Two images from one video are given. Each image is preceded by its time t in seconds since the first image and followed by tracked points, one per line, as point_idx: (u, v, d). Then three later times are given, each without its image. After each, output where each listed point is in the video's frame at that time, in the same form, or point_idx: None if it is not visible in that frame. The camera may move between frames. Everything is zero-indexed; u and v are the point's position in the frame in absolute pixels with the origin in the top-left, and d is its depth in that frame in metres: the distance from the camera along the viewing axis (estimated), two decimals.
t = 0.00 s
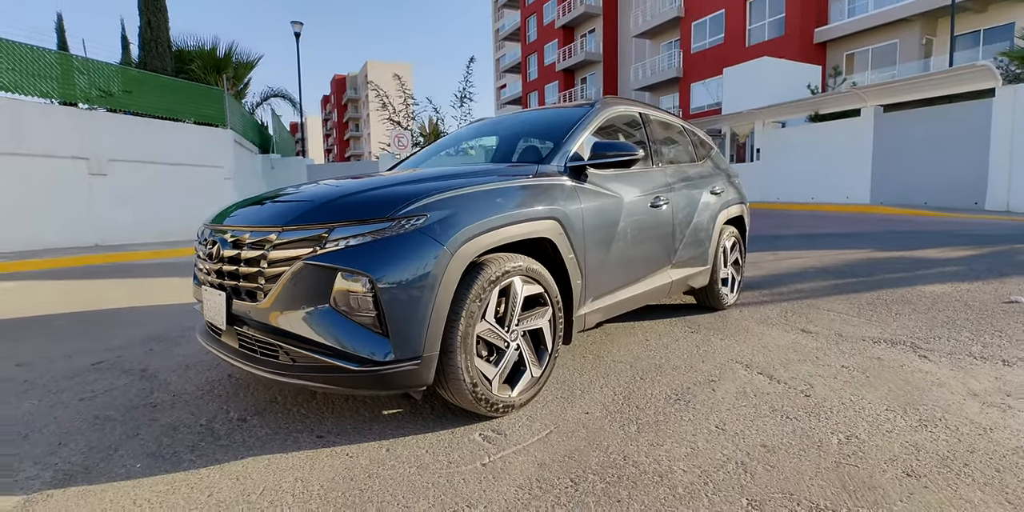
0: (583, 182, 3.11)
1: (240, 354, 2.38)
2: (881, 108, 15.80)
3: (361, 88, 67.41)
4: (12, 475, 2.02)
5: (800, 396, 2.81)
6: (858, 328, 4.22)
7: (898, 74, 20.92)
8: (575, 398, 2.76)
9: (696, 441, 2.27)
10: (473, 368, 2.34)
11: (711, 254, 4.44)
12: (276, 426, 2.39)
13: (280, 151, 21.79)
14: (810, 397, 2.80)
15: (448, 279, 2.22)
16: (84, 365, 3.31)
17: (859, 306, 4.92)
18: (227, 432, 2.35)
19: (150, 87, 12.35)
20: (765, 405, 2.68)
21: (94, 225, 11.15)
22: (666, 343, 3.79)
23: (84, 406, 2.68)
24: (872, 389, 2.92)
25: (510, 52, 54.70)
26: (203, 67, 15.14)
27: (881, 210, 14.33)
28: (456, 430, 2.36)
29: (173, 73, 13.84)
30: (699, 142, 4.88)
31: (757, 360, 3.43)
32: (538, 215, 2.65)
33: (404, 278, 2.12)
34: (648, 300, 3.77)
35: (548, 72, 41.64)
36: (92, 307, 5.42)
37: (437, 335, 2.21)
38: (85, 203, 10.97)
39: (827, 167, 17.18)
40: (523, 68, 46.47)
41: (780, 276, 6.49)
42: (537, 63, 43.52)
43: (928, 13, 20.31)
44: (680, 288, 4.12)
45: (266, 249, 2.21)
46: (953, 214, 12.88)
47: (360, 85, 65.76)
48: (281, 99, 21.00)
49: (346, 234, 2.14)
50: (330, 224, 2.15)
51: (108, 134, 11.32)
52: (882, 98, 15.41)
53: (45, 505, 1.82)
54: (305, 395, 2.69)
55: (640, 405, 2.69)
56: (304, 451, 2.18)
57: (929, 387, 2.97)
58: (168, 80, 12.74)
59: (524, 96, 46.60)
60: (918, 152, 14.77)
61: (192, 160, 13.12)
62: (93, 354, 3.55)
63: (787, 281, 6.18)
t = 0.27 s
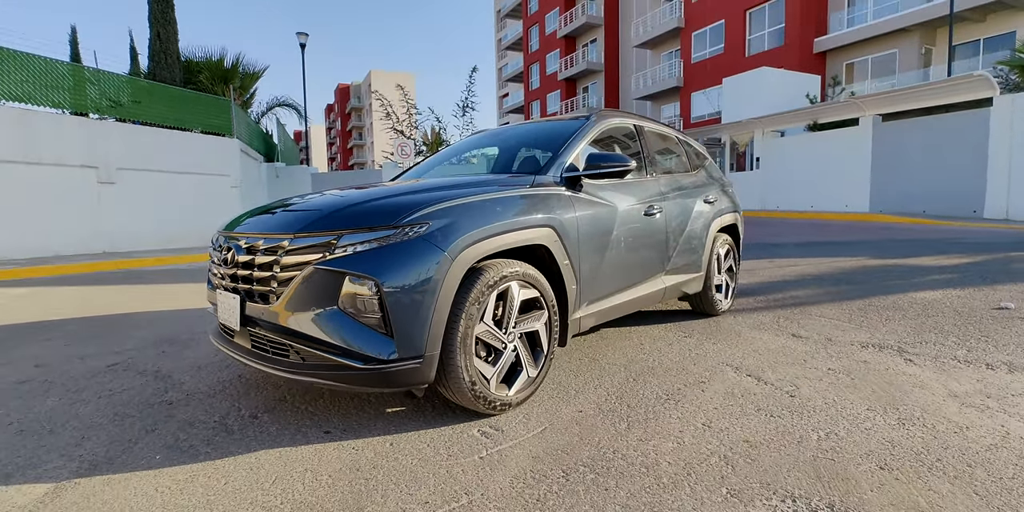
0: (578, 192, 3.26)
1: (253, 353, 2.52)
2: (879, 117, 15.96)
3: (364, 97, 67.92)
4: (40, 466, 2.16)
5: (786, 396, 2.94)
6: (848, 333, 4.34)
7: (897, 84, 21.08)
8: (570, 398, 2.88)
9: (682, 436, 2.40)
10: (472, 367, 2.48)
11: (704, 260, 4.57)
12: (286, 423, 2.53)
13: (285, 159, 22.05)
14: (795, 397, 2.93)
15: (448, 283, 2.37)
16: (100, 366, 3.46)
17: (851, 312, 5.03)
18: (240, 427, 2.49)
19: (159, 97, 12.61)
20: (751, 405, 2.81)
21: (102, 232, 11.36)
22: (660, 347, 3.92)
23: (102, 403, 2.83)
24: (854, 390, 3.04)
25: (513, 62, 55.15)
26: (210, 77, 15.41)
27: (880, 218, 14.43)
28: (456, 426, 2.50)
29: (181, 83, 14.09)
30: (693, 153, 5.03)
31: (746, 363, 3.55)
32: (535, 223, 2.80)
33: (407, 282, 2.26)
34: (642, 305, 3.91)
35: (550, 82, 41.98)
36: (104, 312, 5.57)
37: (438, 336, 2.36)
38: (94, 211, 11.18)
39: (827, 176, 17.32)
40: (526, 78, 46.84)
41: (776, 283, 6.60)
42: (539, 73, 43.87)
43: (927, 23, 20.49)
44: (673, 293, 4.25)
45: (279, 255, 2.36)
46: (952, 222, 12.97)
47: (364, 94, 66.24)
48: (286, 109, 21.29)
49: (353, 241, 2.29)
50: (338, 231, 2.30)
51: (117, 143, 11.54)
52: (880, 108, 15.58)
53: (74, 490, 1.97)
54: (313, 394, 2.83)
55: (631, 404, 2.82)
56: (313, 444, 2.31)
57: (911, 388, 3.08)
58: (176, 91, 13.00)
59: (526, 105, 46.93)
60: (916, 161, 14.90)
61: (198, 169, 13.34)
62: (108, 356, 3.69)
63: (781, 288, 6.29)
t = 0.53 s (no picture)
0: (571, 193, 3.40)
1: (261, 344, 2.67)
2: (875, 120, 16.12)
3: (365, 98, 68.08)
4: (61, 447, 2.31)
5: (767, 387, 3.08)
6: (834, 330, 4.47)
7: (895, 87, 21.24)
8: (562, 388, 3.03)
9: (666, 422, 2.54)
10: (468, 358, 2.63)
11: (695, 259, 4.71)
12: (291, 410, 2.67)
13: (286, 160, 22.22)
14: (776, 388, 3.07)
15: (446, 277, 2.51)
16: (111, 359, 3.61)
17: (839, 310, 5.17)
18: (248, 413, 2.63)
19: (163, 99, 12.78)
20: (734, 395, 2.95)
21: (106, 231, 11.51)
22: (651, 342, 4.06)
23: (116, 392, 2.97)
24: (834, 381, 3.18)
25: (513, 63, 55.32)
26: (213, 79, 15.57)
27: (876, 220, 14.55)
28: (452, 413, 2.64)
29: (184, 85, 14.26)
30: (685, 155, 5.18)
31: (733, 357, 3.69)
32: (529, 222, 2.94)
33: (406, 276, 2.41)
34: (634, 302, 4.05)
35: (550, 83, 42.15)
36: (112, 309, 5.72)
37: (436, 327, 2.50)
38: (98, 211, 11.33)
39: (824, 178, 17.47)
40: (526, 79, 47.02)
41: (768, 283, 6.74)
42: (539, 74, 44.06)
43: (923, 27, 20.65)
44: (664, 291, 4.39)
45: (286, 250, 2.51)
46: (946, 224, 13.09)
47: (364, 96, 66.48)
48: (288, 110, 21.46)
49: (356, 237, 2.44)
50: (342, 228, 2.45)
51: (121, 144, 11.69)
52: (876, 110, 15.73)
53: (95, 467, 2.11)
54: (317, 384, 2.97)
55: (620, 394, 2.96)
56: (317, 429, 2.46)
57: (888, 380, 3.22)
58: (179, 92, 13.17)
59: (526, 107, 47.10)
60: (912, 163, 15.04)
61: (200, 169, 13.49)
62: (119, 349, 3.84)
63: (773, 287, 6.43)
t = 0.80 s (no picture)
0: (564, 203, 3.55)
1: (267, 346, 2.81)
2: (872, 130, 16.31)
3: (368, 106, 68.59)
4: (80, 441, 2.45)
5: (752, 390, 3.21)
6: (821, 336, 4.59)
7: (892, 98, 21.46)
8: (554, 390, 3.16)
9: (651, 422, 2.67)
10: (464, 359, 2.77)
11: (687, 267, 4.85)
12: (295, 409, 2.81)
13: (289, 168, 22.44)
14: (760, 390, 3.20)
15: (443, 283, 2.66)
16: (122, 361, 3.75)
17: (828, 317, 5.29)
18: (255, 412, 2.77)
19: (169, 108, 13.08)
20: (718, 397, 3.08)
21: (112, 238, 11.70)
22: (643, 348, 4.19)
23: (128, 392, 3.12)
24: (816, 385, 3.31)
25: (515, 73, 55.77)
26: (219, 88, 15.82)
27: (873, 229, 14.69)
28: (449, 412, 2.77)
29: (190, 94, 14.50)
30: (678, 166, 5.33)
31: (721, 362, 3.81)
32: (522, 231, 3.09)
33: (406, 282, 2.56)
34: (626, 309, 4.18)
35: (551, 93, 42.49)
36: (120, 314, 5.88)
37: (433, 330, 2.64)
38: (104, 218, 11.52)
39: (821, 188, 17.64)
40: (527, 88, 47.40)
41: (761, 291, 6.86)
42: (540, 84, 44.42)
43: (920, 38, 20.89)
44: (657, 298, 4.53)
45: (292, 257, 2.66)
46: (942, 233, 13.22)
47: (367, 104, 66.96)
48: (291, 119, 21.72)
49: (358, 245, 2.59)
50: (345, 237, 2.60)
51: (128, 152, 11.91)
52: (872, 121, 15.92)
53: (113, 458, 2.24)
54: (319, 385, 3.11)
55: (610, 396, 3.09)
56: (321, 426, 2.59)
57: (868, 384, 3.34)
58: (185, 101, 13.42)
59: (527, 116, 47.44)
60: (908, 173, 15.20)
61: (205, 177, 13.70)
62: (128, 352, 3.98)
63: (766, 295, 6.57)
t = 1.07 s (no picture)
0: (561, 214, 3.71)
1: (278, 349, 2.97)
2: (871, 141, 16.47)
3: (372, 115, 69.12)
4: (102, 437, 2.60)
5: (741, 394, 3.34)
6: (813, 343, 4.72)
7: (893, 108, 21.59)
8: (551, 393, 3.31)
9: (642, 423, 2.81)
10: (464, 362, 2.92)
11: (682, 276, 5.00)
12: (304, 409, 2.96)
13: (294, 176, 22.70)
14: (748, 394, 3.33)
15: (444, 290, 2.82)
16: (137, 364, 3.92)
17: (820, 325, 5.42)
18: (266, 412, 2.93)
19: (179, 118, 13.26)
20: (708, 400, 3.22)
21: (121, 245, 11.91)
22: (638, 353, 4.33)
23: (145, 392, 3.28)
24: (803, 390, 3.44)
25: (519, 82, 56.22)
26: (226, 98, 16.09)
27: (872, 239, 14.80)
28: (449, 413, 2.92)
29: (199, 103, 14.76)
30: (674, 177, 5.48)
31: (713, 368, 3.95)
32: (521, 240, 3.24)
33: (410, 289, 2.72)
34: (622, 315, 4.33)
35: (554, 102, 42.83)
36: (132, 319, 6.05)
37: (435, 334, 2.79)
38: (113, 225, 11.74)
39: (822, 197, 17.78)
40: (530, 97, 47.77)
41: (757, 299, 6.99)
42: (543, 93, 44.78)
43: (919, 50, 21.07)
44: (652, 305, 4.67)
45: (303, 265, 2.82)
46: (940, 243, 13.32)
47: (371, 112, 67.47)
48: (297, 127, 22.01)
49: (365, 253, 2.75)
50: (353, 246, 2.76)
51: (137, 161, 12.15)
52: (872, 132, 16.08)
53: (135, 452, 2.39)
54: (327, 387, 3.26)
55: (604, 398, 3.22)
56: (329, 425, 2.74)
57: (854, 389, 3.47)
58: (193, 111, 13.68)
59: (530, 125, 47.77)
60: (907, 183, 15.33)
61: (212, 185, 13.92)
62: (143, 355, 4.15)
63: (762, 304, 6.70)
